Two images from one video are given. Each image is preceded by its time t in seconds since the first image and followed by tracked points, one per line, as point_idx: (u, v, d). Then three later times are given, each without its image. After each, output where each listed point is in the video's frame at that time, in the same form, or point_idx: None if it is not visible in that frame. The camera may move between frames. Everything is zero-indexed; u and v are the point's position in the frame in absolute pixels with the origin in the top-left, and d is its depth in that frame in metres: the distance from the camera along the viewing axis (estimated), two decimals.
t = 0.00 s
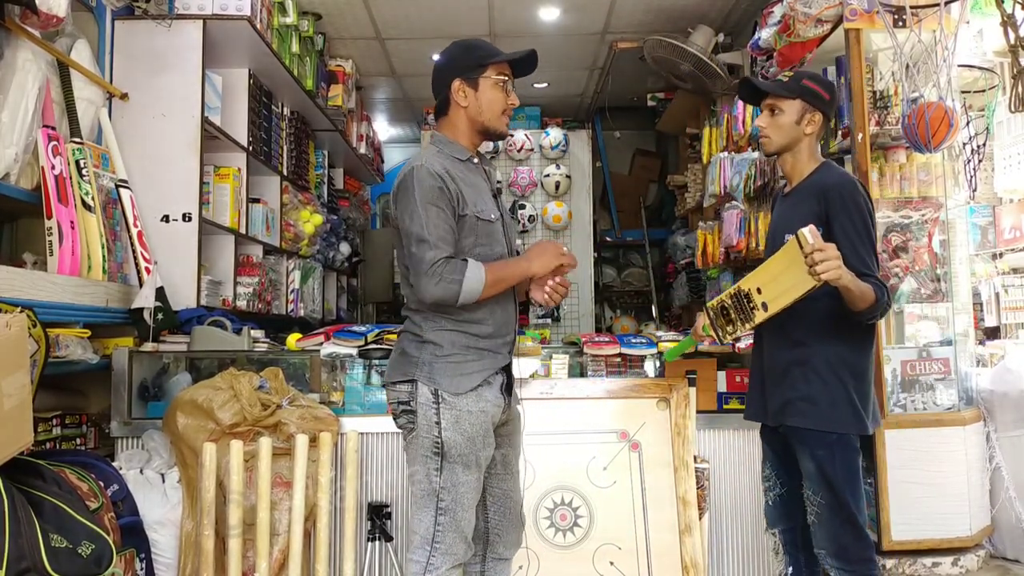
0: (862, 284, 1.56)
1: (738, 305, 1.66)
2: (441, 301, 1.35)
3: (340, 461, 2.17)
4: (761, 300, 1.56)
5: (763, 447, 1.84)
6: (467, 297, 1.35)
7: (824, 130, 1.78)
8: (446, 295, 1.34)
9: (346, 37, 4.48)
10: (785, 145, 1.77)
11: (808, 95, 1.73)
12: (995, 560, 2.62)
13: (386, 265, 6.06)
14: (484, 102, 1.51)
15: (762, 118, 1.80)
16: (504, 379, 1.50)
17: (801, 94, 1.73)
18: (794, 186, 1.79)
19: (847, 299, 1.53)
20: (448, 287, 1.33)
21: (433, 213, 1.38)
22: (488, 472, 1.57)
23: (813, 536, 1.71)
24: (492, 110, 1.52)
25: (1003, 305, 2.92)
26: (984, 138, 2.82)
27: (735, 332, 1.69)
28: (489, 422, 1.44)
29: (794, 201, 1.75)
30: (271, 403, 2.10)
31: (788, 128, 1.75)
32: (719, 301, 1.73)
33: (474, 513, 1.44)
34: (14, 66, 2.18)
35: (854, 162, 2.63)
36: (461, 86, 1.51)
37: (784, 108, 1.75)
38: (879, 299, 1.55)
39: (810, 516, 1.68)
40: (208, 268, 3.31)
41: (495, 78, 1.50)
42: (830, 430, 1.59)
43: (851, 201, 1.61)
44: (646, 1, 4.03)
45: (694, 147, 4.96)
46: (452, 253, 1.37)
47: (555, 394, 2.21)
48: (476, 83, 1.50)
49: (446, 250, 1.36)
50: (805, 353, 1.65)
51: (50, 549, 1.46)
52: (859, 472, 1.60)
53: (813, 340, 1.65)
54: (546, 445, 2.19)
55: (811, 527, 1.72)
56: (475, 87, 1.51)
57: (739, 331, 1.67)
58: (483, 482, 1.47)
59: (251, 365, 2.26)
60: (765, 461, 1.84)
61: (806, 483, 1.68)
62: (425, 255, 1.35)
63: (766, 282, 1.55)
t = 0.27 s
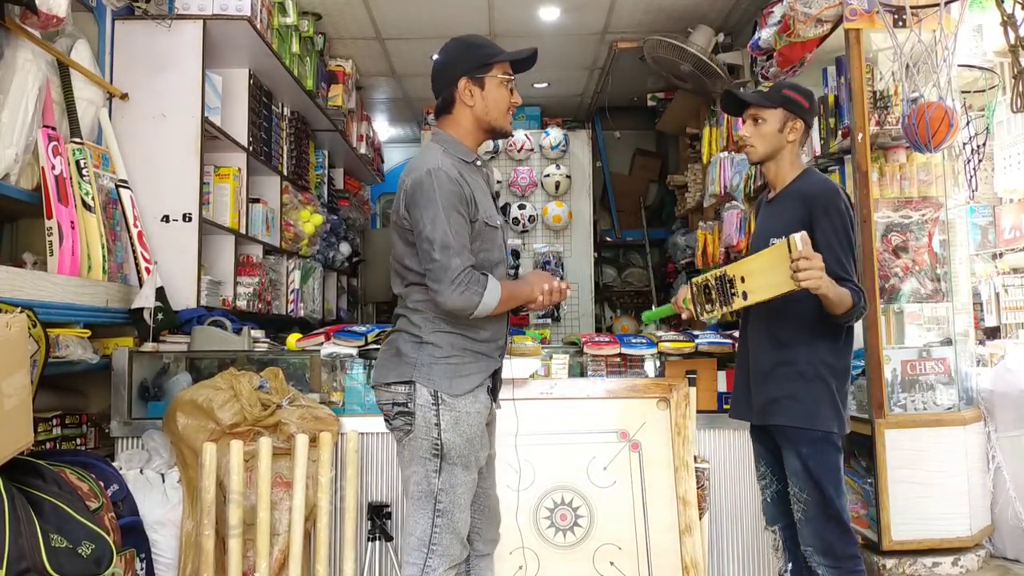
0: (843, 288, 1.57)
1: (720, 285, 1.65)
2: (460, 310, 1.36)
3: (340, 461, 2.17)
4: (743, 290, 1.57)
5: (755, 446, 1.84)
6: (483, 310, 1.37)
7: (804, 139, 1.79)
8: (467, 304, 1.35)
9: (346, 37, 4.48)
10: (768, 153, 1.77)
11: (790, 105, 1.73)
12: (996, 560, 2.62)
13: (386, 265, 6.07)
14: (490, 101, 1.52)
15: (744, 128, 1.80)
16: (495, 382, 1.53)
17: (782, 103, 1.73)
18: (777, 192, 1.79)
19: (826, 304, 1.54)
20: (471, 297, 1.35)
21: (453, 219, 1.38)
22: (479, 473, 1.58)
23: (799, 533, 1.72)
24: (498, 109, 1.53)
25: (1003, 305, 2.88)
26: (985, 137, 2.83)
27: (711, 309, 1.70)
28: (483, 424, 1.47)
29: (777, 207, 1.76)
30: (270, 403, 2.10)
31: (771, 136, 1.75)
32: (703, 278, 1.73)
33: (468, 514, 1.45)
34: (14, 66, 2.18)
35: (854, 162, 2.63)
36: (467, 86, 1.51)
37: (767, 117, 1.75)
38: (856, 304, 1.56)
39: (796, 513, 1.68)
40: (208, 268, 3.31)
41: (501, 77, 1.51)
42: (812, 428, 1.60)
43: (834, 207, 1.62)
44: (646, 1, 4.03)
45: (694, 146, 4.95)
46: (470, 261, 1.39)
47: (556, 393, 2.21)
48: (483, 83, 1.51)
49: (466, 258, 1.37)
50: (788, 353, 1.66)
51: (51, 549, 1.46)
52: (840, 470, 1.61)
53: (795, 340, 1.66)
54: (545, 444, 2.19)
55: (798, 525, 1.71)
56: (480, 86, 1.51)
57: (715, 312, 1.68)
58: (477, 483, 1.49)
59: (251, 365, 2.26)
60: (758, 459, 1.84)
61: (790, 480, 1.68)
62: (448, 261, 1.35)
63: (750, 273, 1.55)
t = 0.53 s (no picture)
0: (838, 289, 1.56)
1: (714, 275, 1.67)
2: (467, 308, 1.36)
3: (340, 461, 2.17)
4: (739, 284, 1.57)
5: (752, 445, 1.85)
6: (488, 309, 1.38)
7: (799, 141, 1.79)
8: (475, 301, 1.35)
9: (346, 37, 4.48)
10: (764, 156, 1.77)
11: (783, 108, 1.73)
12: (996, 560, 2.62)
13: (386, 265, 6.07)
14: (491, 100, 1.52)
15: (739, 132, 1.80)
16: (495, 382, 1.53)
17: (775, 106, 1.73)
18: (772, 195, 1.79)
19: (820, 306, 1.53)
20: (482, 294, 1.35)
21: (461, 218, 1.39)
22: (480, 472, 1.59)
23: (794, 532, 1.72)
24: (499, 107, 1.54)
25: (1003, 305, 2.88)
26: (984, 137, 2.84)
27: (705, 298, 1.71)
28: (486, 424, 1.48)
29: (772, 209, 1.76)
30: (270, 403, 2.10)
31: (765, 140, 1.75)
32: (699, 267, 1.75)
33: (470, 513, 1.45)
34: (14, 66, 2.18)
35: (854, 162, 2.63)
36: (468, 86, 1.51)
37: (760, 121, 1.75)
38: (850, 305, 1.56)
39: (791, 511, 1.68)
40: (208, 267, 3.31)
41: (500, 76, 1.51)
42: (807, 427, 1.60)
43: (827, 208, 1.63)
44: (646, 1, 4.03)
45: (694, 146, 4.95)
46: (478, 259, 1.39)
47: (555, 394, 2.21)
48: (483, 82, 1.51)
49: (474, 255, 1.37)
50: (782, 352, 1.66)
51: (50, 549, 1.46)
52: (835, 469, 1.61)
53: (790, 340, 1.66)
54: (544, 444, 2.19)
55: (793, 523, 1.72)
56: (481, 85, 1.51)
57: (707, 301, 1.71)
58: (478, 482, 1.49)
59: (251, 365, 2.26)
60: (756, 458, 1.83)
61: (786, 479, 1.68)
62: (457, 258, 1.35)
63: (747, 268, 1.55)
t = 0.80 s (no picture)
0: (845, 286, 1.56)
1: (720, 274, 1.67)
2: (472, 302, 1.37)
3: (340, 461, 2.18)
4: (746, 283, 1.56)
5: (754, 446, 1.85)
6: (495, 301, 1.38)
7: (801, 140, 1.79)
8: (480, 294, 1.36)
9: (346, 37, 4.48)
10: (766, 156, 1.77)
11: (785, 107, 1.73)
12: (996, 560, 2.62)
13: (386, 265, 6.07)
14: (489, 99, 1.53)
15: (740, 132, 1.80)
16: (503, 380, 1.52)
17: (777, 106, 1.73)
18: (775, 194, 1.79)
19: (829, 303, 1.53)
20: (487, 287, 1.36)
21: (463, 213, 1.39)
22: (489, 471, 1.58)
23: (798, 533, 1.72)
24: (497, 106, 1.55)
25: (1003, 305, 2.87)
26: (984, 137, 2.84)
27: (711, 299, 1.72)
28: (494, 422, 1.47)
29: (774, 208, 1.76)
30: (270, 403, 2.10)
31: (767, 139, 1.75)
32: (703, 268, 1.76)
33: (477, 512, 1.45)
34: (14, 66, 2.18)
35: (854, 162, 2.63)
36: (465, 88, 1.51)
37: (762, 120, 1.75)
38: (860, 302, 1.56)
39: (794, 512, 1.68)
40: (208, 268, 3.31)
41: (494, 75, 1.52)
42: (812, 429, 1.59)
43: (830, 206, 1.63)
44: (646, 1, 4.03)
45: (694, 146, 4.95)
46: (481, 252, 1.40)
47: (555, 394, 2.22)
48: (478, 83, 1.51)
49: (477, 248, 1.38)
50: (786, 353, 1.66)
51: (50, 549, 1.46)
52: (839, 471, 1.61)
53: (793, 340, 1.65)
54: (544, 444, 2.19)
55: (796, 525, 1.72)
56: (477, 84, 1.51)
57: (713, 302, 1.71)
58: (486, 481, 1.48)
59: (251, 365, 2.26)
60: (758, 458, 1.83)
61: (790, 480, 1.68)
62: (460, 253, 1.36)
63: (754, 267, 1.54)
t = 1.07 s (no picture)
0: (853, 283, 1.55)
1: (726, 269, 1.67)
2: (471, 296, 1.37)
3: (340, 462, 2.18)
4: (753, 277, 1.55)
5: (758, 447, 1.84)
6: (494, 296, 1.38)
7: (809, 136, 1.78)
8: (478, 289, 1.36)
9: (346, 37, 4.48)
10: (773, 153, 1.77)
11: (791, 103, 1.72)
12: (995, 560, 2.62)
13: (386, 265, 6.07)
14: (501, 115, 1.56)
15: (747, 129, 1.79)
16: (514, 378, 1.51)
17: (784, 103, 1.72)
18: (782, 191, 1.79)
19: (838, 299, 1.51)
20: (485, 281, 1.36)
21: (461, 209, 1.40)
22: (499, 471, 1.58)
23: (804, 534, 1.71)
24: (504, 120, 1.58)
25: (1003, 305, 2.89)
26: (984, 137, 2.83)
27: (716, 293, 1.72)
28: (505, 422, 1.46)
29: (782, 205, 1.75)
30: (270, 403, 2.10)
31: (774, 137, 1.75)
32: (709, 262, 1.76)
33: (486, 511, 1.44)
34: (14, 66, 2.18)
35: (854, 162, 2.63)
36: (481, 96, 1.52)
37: (769, 117, 1.74)
38: (868, 300, 1.54)
39: (801, 514, 1.67)
40: (208, 268, 3.31)
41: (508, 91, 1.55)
42: (818, 430, 1.59)
43: (837, 202, 1.62)
44: (646, 1, 4.03)
45: (694, 146, 4.95)
46: (480, 248, 1.40)
47: (555, 394, 2.22)
48: (493, 95, 1.53)
49: (476, 244, 1.38)
50: (792, 353, 1.65)
51: (50, 549, 1.46)
52: (845, 472, 1.61)
53: (798, 341, 1.65)
54: (545, 444, 2.19)
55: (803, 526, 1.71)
56: (491, 96, 1.53)
57: (718, 296, 1.71)
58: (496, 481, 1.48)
59: (251, 365, 2.26)
60: (761, 460, 1.84)
61: (795, 482, 1.68)
62: (458, 249, 1.36)
63: (761, 260, 1.53)
